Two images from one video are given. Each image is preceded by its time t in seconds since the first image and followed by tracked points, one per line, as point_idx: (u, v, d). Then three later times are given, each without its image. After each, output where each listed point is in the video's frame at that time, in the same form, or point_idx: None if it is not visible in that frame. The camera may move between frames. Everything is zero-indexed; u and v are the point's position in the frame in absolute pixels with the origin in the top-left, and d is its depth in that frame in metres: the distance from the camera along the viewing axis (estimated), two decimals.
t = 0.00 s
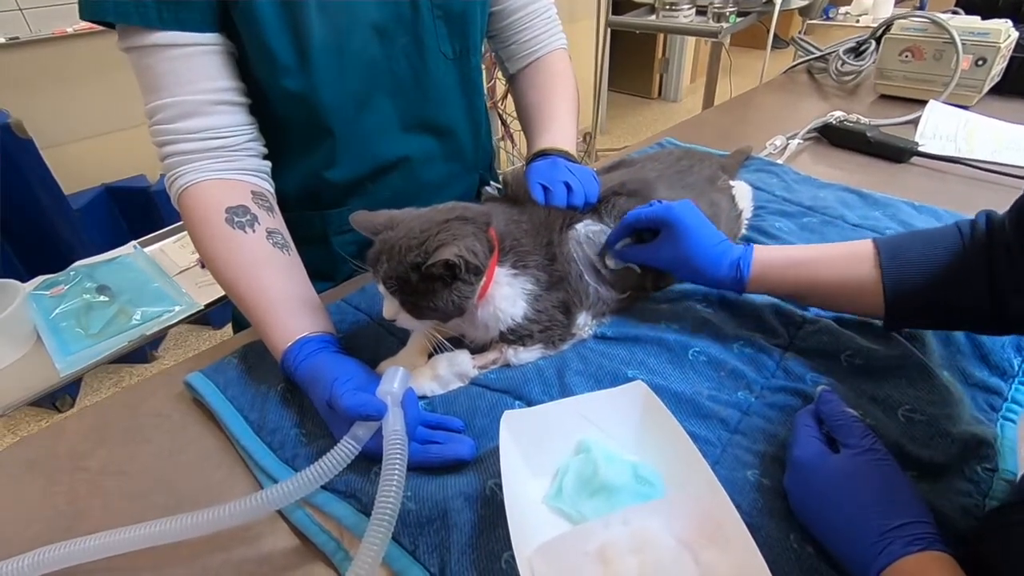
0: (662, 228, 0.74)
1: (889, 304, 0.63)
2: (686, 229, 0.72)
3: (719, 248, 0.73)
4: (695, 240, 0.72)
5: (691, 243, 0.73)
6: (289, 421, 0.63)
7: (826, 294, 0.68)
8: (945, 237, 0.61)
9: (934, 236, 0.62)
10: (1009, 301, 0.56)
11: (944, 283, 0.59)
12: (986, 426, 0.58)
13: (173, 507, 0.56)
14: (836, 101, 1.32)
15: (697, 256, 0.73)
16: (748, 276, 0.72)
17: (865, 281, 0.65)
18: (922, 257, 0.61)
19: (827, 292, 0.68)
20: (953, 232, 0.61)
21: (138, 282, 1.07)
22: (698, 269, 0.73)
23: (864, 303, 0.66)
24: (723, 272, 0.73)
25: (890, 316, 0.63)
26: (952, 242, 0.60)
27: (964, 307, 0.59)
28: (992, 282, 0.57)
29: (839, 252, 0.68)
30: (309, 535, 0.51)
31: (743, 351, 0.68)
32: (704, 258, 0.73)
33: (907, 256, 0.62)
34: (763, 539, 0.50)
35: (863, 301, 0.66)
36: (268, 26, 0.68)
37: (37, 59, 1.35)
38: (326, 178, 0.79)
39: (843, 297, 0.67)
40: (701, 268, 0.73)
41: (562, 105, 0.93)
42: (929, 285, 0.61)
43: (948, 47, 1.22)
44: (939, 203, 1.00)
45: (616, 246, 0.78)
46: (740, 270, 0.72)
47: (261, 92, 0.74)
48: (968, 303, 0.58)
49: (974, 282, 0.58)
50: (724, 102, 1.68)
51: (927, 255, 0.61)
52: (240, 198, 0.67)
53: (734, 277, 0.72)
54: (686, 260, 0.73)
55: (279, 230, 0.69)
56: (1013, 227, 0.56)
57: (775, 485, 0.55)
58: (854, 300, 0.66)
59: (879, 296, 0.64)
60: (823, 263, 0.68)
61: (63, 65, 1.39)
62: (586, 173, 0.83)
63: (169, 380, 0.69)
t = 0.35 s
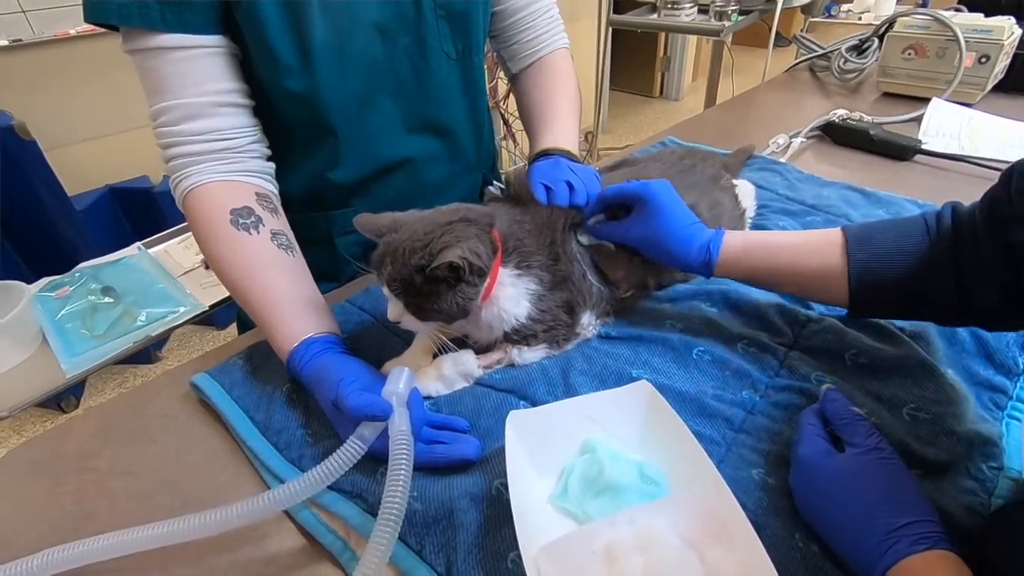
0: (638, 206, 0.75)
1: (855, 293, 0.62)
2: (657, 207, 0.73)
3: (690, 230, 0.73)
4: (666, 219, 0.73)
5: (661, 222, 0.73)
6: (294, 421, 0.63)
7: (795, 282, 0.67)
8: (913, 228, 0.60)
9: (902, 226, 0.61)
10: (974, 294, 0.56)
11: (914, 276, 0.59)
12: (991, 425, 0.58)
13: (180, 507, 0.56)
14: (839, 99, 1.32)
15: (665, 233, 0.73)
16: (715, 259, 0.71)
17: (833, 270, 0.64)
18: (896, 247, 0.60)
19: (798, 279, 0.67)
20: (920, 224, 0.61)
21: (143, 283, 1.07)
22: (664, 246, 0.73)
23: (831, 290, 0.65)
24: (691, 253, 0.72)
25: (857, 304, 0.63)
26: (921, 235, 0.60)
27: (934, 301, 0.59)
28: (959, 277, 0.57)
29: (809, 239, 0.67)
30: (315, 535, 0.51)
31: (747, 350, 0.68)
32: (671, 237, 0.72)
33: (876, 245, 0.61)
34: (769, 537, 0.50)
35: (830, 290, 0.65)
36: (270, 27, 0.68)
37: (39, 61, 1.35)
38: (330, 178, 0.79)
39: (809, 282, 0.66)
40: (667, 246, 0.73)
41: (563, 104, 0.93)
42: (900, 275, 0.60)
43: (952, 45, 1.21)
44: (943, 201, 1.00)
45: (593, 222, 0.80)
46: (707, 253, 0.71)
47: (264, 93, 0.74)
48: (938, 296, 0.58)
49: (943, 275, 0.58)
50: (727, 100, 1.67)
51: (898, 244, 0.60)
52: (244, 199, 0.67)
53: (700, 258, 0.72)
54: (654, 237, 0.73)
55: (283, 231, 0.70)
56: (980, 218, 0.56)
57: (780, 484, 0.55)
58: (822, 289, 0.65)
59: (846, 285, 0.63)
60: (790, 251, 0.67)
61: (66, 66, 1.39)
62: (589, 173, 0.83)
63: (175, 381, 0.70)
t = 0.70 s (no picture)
0: (662, 249, 0.75)
1: (895, 311, 0.63)
2: (685, 249, 0.72)
3: (722, 267, 0.73)
4: (696, 259, 0.72)
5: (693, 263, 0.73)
6: (294, 420, 0.63)
7: (834, 306, 0.67)
8: (946, 244, 0.61)
9: (936, 243, 0.62)
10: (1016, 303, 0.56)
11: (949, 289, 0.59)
12: (992, 422, 0.58)
13: (179, 506, 0.56)
14: (839, 97, 1.32)
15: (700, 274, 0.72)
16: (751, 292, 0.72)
17: (870, 289, 0.65)
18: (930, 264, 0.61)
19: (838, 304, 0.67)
20: (955, 239, 0.61)
21: (143, 282, 1.07)
22: (702, 287, 0.72)
23: (869, 310, 0.65)
24: (728, 290, 0.72)
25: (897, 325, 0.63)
26: (955, 249, 0.60)
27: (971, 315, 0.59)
28: (999, 288, 0.57)
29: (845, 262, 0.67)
30: (314, 533, 0.51)
31: (747, 348, 0.68)
32: (707, 276, 0.72)
33: (913, 263, 0.62)
34: (769, 535, 0.50)
35: (872, 311, 0.65)
36: (269, 26, 0.68)
37: (39, 61, 1.35)
38: (329, 178, 0.79)
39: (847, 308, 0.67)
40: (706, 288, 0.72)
41: (562, 102, 0.93)
42: (932, 293, 0.61)
43: (952, 42, 1.21)
44: (943, 198, 1.00)
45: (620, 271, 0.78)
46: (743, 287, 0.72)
47: (264, 92, 0.74)
48: (973, 308, 0.59)
49: (981, 287, 0.58)
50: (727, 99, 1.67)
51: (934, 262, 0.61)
52: (243, 199, 0.67)
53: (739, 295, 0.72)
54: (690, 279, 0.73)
55: (282, 230, 0.70)
56: (1016, 229, 0.56)
57: (780, 482, 0.54)
58: (864, 312, 0.66)
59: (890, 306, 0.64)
60: (828, 273, 0.67)
61: (66, 66, 1.39)
62: (589, 171, 0.83)
63: (174, 380, 0.69)
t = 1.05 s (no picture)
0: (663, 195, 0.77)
1: (882, 286, 0.61)
2: (687, 196, 0.74)
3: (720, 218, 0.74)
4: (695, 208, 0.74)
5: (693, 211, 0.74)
6: (296, 419, 0.63)
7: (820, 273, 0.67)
8: (945, 221, 0.59)
9: (935, 221, 0.60)
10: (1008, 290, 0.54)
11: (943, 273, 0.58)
12: (1000, 421, 0.57)
13: (181, 506, 0.55)
14: (842, 95, 1.32)
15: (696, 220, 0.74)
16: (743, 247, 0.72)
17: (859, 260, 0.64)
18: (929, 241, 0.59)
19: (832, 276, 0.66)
20: (954, 218, 0.59)
21: (143, 281, 1.07)
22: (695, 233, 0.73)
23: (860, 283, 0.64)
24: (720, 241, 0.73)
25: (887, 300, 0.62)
26: (953, 228, 0.59)
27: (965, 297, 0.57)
28: (991, 271, 0.55)
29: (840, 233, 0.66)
30: (317, 533, 0.51)
31: (752, 346, 0.68)
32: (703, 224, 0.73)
33: (907, 238, 0.60)
34: (775, 535, 0.49)
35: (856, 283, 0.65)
36: (271, 23, 0.67)
37: (39, 60, 1.35)
38: (331, 176, 0.79)
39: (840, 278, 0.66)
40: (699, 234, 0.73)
41: (565, 101, 0.92)
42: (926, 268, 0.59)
43: (956, 40, 1.20)
44: (948, 197, 0.99)
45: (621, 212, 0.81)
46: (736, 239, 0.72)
47: (265, 90, 0.73)
48: (966, 288, 0.57)
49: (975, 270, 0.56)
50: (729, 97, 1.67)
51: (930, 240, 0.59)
52: (245, 197, 0.66)
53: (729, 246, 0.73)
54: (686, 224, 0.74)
55: (284, 228, 0.69)
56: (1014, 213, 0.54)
57: (786, 481, 0.54)
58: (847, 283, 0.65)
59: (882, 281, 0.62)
60: (825, 246, 0.66)
61: (66, 65, 1.39)
62: (591, 168, 0.82)
63: (175, 379, 0.69)
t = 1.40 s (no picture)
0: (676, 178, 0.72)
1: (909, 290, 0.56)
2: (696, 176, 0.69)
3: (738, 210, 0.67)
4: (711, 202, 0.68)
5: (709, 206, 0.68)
6: (289, 422, 0.63)
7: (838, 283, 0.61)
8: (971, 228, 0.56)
9: (957, 231, 0.57)
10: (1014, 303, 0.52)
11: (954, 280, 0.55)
12: (990, 423, 0.58)
13: (176, 507, 0.56)
14: (839, 96, 1.32)
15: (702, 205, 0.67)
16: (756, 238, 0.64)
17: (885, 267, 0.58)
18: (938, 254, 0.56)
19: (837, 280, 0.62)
20: (981, 230, 0.56)
21: (141, 282, 1.07)
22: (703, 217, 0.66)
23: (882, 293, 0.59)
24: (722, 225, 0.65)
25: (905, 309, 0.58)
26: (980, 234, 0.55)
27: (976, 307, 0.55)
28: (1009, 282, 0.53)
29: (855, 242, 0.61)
30: (309, 535, 0.51)
31: (745, 349, 0.68)
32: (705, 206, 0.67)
33: (928, 246, 0.57)
34: (762, 535, 0.50)
35: (874, 290, 0.59)
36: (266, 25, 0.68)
37: (38, 61, 1.35)
38: (326, 178, 0.79)
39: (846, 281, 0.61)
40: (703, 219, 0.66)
41: (561, 102, 0.93)
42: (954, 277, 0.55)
43: (952, 41, 1.20)
44: (943, 198, 0.99)
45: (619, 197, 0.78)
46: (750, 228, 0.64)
47: (261, 92, 0.74)
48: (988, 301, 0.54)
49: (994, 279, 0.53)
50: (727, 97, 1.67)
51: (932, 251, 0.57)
52: (240, 199, 0.67)
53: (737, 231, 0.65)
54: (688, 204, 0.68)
55: (278, 230, 0.69)
56: None
57: (775, 483, 0.54)
58: (864, 288, 0.60)
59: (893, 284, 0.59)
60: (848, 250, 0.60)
61: (65, 67, 1.39)
62: (586, 171, 0.83)
63: (171, 381, 0.69)
